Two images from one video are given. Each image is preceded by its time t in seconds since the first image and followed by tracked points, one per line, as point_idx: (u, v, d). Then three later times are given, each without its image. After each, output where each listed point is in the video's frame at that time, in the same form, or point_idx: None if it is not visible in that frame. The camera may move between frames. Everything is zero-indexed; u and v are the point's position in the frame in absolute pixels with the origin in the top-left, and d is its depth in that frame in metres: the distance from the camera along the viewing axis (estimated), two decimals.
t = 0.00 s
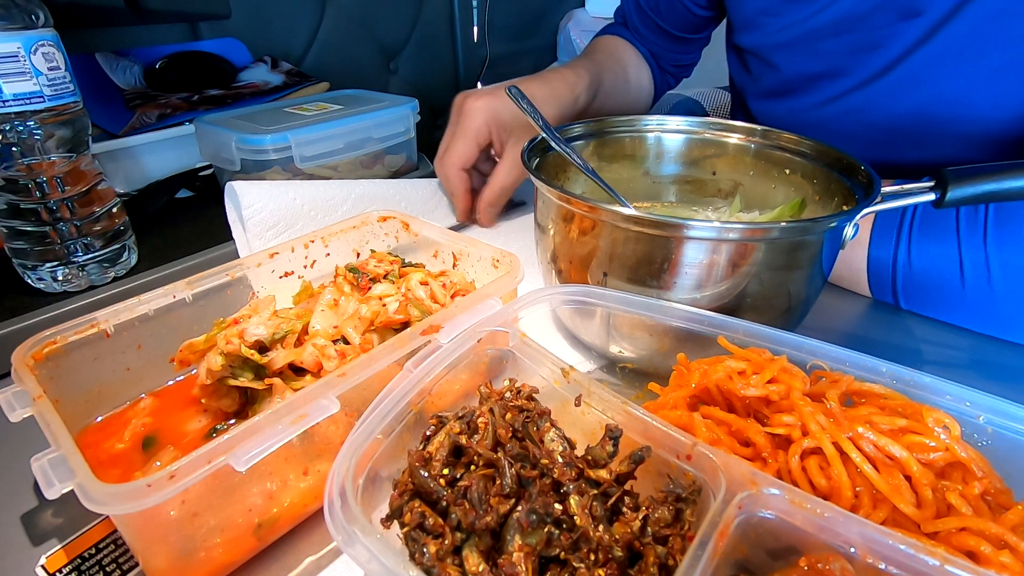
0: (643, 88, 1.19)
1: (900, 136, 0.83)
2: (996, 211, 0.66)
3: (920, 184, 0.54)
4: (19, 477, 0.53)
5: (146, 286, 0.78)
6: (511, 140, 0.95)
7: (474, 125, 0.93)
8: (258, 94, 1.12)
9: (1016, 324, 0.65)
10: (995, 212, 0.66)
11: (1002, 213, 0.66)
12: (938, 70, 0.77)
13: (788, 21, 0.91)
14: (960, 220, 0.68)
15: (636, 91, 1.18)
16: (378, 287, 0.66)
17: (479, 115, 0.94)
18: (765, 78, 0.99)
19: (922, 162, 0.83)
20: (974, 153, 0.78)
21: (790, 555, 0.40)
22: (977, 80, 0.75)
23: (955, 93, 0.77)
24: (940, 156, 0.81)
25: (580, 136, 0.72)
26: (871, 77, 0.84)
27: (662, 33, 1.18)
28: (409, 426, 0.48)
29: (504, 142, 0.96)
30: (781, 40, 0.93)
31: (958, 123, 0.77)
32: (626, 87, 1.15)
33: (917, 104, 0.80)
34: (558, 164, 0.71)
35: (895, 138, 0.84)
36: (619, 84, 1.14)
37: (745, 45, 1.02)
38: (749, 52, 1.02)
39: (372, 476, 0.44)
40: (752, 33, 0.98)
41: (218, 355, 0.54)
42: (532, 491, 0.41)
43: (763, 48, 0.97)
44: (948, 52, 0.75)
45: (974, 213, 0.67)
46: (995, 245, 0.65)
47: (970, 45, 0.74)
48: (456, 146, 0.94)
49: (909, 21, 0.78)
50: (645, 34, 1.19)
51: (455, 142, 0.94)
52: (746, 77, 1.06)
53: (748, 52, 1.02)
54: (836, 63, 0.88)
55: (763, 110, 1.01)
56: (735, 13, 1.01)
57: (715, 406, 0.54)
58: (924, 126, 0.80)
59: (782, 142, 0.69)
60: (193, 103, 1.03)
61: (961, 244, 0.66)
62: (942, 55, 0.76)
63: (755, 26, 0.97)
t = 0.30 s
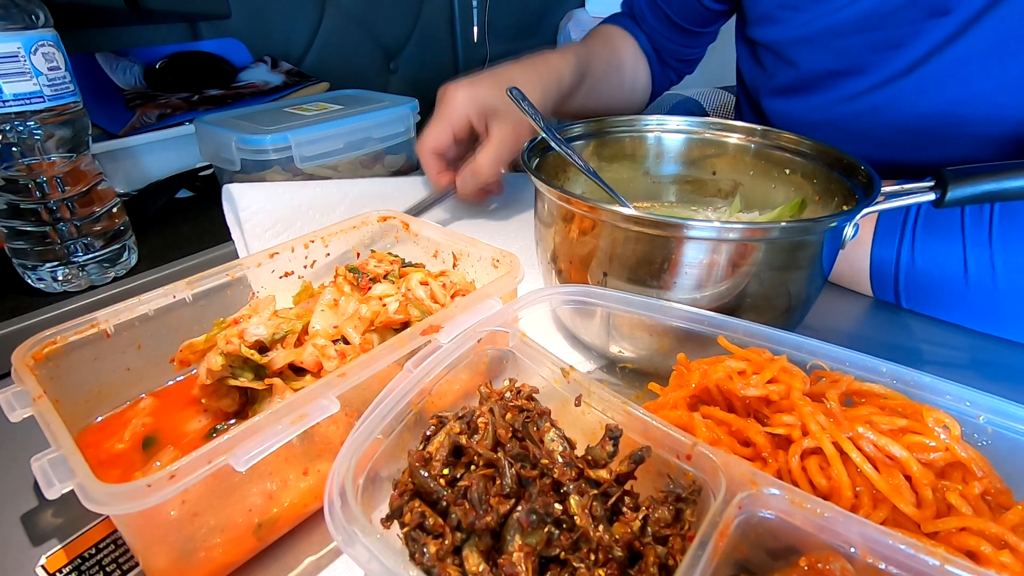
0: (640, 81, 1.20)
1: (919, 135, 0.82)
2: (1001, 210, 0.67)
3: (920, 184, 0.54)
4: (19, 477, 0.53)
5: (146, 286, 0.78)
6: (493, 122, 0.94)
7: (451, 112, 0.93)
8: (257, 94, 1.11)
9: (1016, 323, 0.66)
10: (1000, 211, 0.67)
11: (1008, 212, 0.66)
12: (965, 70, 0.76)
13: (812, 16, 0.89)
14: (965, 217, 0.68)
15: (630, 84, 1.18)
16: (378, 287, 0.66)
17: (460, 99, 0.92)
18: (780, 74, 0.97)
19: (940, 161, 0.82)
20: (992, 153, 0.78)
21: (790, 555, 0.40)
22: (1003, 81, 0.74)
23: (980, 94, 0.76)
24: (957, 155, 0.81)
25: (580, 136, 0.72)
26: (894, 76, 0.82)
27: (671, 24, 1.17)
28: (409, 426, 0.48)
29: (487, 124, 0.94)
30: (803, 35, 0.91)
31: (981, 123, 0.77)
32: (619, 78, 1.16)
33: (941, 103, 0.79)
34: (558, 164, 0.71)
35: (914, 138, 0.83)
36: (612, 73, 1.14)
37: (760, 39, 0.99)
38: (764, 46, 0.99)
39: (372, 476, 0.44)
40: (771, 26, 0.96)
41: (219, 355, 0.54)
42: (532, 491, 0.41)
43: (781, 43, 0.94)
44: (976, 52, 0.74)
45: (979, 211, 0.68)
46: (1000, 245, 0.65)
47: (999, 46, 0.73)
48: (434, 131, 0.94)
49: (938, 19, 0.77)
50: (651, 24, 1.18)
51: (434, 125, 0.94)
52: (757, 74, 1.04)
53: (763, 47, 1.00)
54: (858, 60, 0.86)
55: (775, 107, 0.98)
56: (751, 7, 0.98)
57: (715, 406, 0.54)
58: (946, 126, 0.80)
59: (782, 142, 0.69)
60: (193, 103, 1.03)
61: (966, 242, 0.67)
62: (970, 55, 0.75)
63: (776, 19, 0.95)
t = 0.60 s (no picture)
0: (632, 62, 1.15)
1: (910, 129, 0.83)
2: (998, 210, 0.66)
3: (920, 184, 0.54)
4: (19, 477, 0.53)
5: (147, 286, 0.78)
6: None
7: None
8: (258, 94, 1.12)
9: (1016, 322, 0.66)
10: (997, 210, 0.66)
11: (1005, 212, 0.65)
12: (958, 66, 0.76)
13: (808, 10, 0.88)
14: (963, 216, 0.67)
15: (620, 58, 1.14)
16: (378, 287, 0.66)
17: None
18: (776, 68, 0.96)
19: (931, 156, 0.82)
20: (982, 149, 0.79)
21: (790, 555, 0.40)
22: (995, 77, 0.75)
23: (972, 89, 0.76)
24: (949, 150, 0.81)
25: (580, 136, 0.72)
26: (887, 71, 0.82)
27: (674, 13, 1.13)
28: (409, 426, 0.48)
29: None
30: (800, 28, 0.90)
31: (975, 118, 0.77)
32: (609, 44, 1.11)
33: (933, 98, 0.79)
34: (558, 164, 0.71)
35: (907, 132, 0.83)
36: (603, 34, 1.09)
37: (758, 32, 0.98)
38: (761, 39, 0.98)
39: (372, 476, 0.44)
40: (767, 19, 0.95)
41: (219, 355, 0.54)
42: (532, 490, 0.41)
43: (779, 36, 0.94)
44: (969, 48, 0.75)
45: (977, 212, 0.67)
46: (997, 244, 0.64)
47: (991, 42, 0.74)
48: None
49: (930, 15, 0.77)
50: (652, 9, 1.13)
51: None
52: (756, 67, 1.03)
53: (760, 39, 0.99)
54: (852, 55, 0.86)
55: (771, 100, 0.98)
56: None
57: (715, 406, 0.54)
58: (938, 121, 0.80)
59: (782, 142, 0.69)
60: (193, 103, 1.04)
61: (964, 242, 0.66)
62: (963, 51, 0.75)
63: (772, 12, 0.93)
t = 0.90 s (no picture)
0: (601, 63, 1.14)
1: (909, 132, 0.82)
2: (999, 210, 0.65)
3: (920, 184, 0.54)
4: (19, 477, 0.53)
5: (147, 286, 0.78)
6: None
7: None
8: (258, 94, 1.12)
9: (1016, 321, 0.66)
10: (998, 210, 0.65)
11: (1006, 213, 0.65)
12: (957, 69, 0.76)
13: (808, 16, 0.88)
14: (964, 216, 0.67)
15: (590, 56, 1.12)
16: (378, 287, 0.66)
17: None
18: (776, 74, 0.96)
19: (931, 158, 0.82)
20: (980, 149, 0.78)
21: (790, 555, 0.40)
22: (994, 79, 0.75)
23: (971, 91, 0.77)
24: (947, 152, 0.81)
25: (579, 136, 0.72)
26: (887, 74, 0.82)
27: (654, 18, 1.10)
28: (409, 426, 0.48)
29: None
30: (799, 35, 0.90)
31: (975, 120, 0.77)
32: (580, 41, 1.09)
33: (933, 100, 0.79)
34: (558, 164, 0.71)
35: (907, 136, 0.83)
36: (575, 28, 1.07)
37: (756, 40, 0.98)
38: (759, 45, 0.98)
39: (372, 476, 0.44)
40: (766, 26, 0.95)
41: (219, 355, 0.54)
42: (532, 490, 0.41)
43: (778, 42, 0.93)
44: (967, 51, 0.75)
45: (978, 213, 0.67)
46: (998, 244, 0.64)
47: (989, 45, 0.74)
48: None
49: (930, 20, 0.78)
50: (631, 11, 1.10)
51: None
52: (752, 71, 1.03)
53: (758, 45, 0.98)
54: (851, 60, 0.86)
55: (770, 106, 0.97)
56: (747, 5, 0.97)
57: (715, 406, 0.54)
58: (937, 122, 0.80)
59: (782, 142, 0.69)
60: (193, 103, 1.05)
61: (965, 242, 0.66)
62: (962, 54, 0.75)
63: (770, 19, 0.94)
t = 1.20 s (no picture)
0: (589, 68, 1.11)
1: (913, 134, 0.82)
2: (998, 211, 0.65)
3: (920, 184, 0.54)
4: (19, 477, 0.53)
5: (147, 286, 0.78)
6: None
7: None
8: (258, 94, 1.12)
9: (1016, 322, 0.66)
10: (997, 211, 0.65)
11: (1005, 213, 0.65)
12: (960, 71, 0.76)
13: (809, 24, 0.88)
14: (964, 216, 0.67)
15: (578, 62, 1.09)
16: (378, 287, 0.66)
17: None
18: (777, 81, 0.96)
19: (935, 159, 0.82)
20: (984, 150, 0.79)
21: (790, 555, 0.40)
22: (997, 80, 0.75)
23: (974, 93, 0.77)
24: (951, 154, 0.81)
25: (580, 136, 0.72)
26: (889, 78, 0.82)
27: (645, 19, 1.10)
28: (409, 426, 0.48)
29: None
30: (800, 43, 0.90)
31: (979, 121, 0.77)
32: (568, 46, 1.06)
33: (937, 103, 0.79)
34: (558, 164, 0.71)
35: (911, 138, 0.83)
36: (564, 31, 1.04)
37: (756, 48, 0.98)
38: (758, 52, 0.98)
39: (372, 476, 0.44)
40: (766, 34, 0.95)
41: (218, 355, 0.54)
42: (532, 491, 0.41)
43: (780, 50, 0.93)
44: (970, 53, 0.75)
45: (977, 213, 0.67)
46: (997, 245, 0.64)
47: (992, 47, 0.74)
48: None
49: (932, 24, 0.78)
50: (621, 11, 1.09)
51: None
52: (751, 78, 1.02)
53: (758, 52, 0.98)
54: (853, 65, 0.86)
55: (772, 112, 0.97)
56: (746, 12, 0.96)
57: (715, 406, 0.54)
58: (941, 124, 0.80)
59: (782, 142, 0.69)
60: (193, 103, 1.05)
61: (964, 243, 0.66)
62: (965, 57, 0.75)
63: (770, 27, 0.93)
